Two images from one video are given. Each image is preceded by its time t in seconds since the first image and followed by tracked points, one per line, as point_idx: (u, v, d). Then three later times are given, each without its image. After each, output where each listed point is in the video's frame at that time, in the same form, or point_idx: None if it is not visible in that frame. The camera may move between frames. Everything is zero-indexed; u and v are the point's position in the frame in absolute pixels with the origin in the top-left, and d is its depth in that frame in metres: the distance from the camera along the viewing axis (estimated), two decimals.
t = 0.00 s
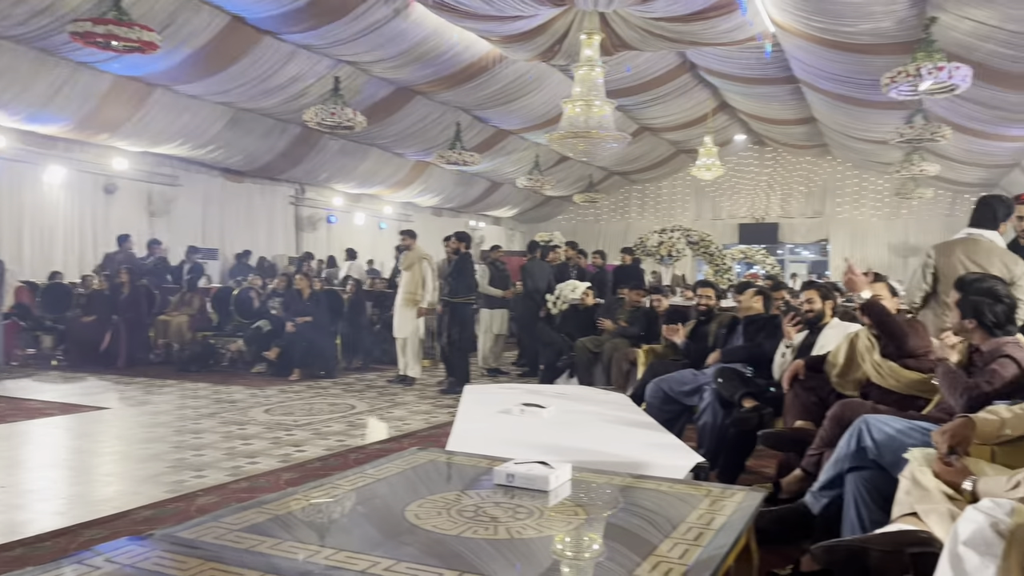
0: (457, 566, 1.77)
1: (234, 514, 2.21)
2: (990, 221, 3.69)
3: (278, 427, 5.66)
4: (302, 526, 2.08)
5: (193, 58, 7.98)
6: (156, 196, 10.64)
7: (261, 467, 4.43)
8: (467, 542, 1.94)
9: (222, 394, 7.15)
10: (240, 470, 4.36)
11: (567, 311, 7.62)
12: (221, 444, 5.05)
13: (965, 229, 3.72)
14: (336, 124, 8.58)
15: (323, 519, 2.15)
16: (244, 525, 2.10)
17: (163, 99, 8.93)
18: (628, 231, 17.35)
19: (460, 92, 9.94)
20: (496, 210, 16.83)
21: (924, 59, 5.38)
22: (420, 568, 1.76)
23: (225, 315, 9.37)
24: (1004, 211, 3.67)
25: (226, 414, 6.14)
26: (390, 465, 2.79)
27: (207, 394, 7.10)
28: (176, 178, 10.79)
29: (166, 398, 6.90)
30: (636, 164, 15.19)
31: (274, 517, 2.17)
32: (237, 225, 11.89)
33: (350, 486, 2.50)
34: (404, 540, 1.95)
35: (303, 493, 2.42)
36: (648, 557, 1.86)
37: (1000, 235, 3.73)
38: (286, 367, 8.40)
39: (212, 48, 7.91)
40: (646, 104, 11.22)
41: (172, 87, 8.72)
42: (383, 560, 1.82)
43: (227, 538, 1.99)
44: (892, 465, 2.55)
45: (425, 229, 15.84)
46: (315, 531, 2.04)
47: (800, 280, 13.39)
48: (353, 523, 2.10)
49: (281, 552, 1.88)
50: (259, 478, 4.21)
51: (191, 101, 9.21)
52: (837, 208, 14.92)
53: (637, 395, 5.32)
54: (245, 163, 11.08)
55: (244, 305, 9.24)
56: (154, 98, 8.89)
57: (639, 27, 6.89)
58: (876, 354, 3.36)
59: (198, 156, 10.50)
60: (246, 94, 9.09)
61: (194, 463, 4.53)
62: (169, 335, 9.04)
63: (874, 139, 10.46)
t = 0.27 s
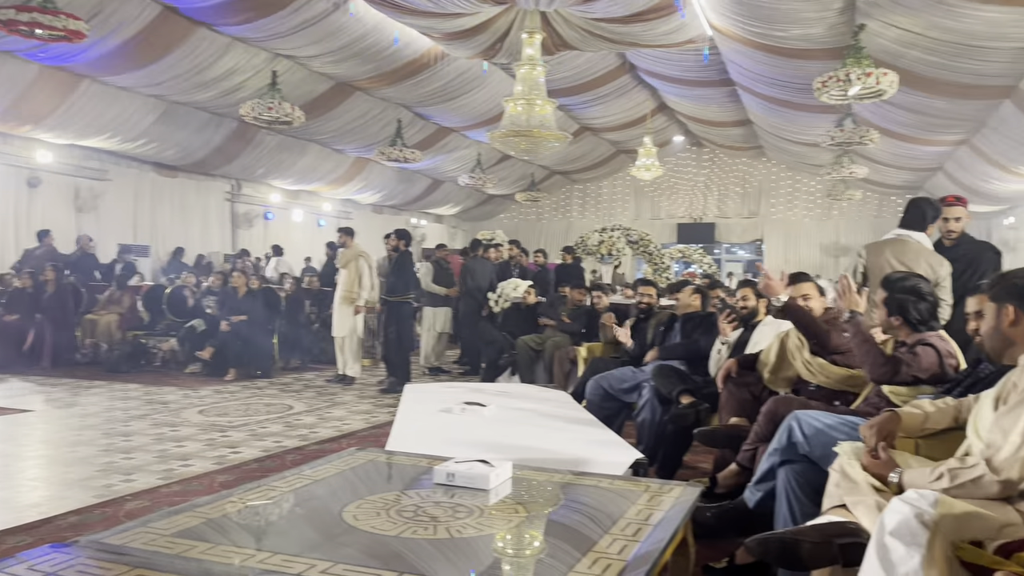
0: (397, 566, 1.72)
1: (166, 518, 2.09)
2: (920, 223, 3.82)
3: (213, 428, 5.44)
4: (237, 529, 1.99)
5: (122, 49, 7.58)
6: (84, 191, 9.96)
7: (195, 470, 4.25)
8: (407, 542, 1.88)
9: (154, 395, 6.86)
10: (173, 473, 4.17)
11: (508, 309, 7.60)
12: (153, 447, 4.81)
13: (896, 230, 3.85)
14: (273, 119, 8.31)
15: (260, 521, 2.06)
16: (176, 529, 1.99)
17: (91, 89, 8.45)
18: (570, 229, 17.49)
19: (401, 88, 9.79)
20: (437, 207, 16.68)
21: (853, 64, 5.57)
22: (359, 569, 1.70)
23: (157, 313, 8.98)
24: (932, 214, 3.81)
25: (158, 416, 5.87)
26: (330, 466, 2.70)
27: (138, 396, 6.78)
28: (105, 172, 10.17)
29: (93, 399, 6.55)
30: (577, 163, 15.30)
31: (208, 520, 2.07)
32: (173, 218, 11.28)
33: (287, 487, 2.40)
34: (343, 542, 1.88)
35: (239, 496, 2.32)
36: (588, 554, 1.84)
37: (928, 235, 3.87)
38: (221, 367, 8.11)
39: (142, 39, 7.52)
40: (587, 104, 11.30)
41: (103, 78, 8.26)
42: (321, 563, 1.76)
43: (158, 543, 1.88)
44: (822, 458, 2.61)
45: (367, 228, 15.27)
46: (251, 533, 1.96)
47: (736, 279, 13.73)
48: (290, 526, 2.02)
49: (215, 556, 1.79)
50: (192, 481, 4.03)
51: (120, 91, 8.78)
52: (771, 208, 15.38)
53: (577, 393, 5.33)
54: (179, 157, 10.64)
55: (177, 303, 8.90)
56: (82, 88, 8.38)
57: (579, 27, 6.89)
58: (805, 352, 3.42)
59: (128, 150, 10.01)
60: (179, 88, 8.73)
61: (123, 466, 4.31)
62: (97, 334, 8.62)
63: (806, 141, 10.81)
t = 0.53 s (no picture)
0: (336, 568, 1.66)
1: (93, 523, 1.98)
2: (855, 226, 3.94)
3: (144, 430, 5.20)
4: (170, 534, 1.90)
5: (45, 38, 7.11)
6: (8, 185, 9.37)
7: (125, 473, 4.04)
8: (346, 544, 1.82)
9: (80, 397, 6.52)
10: (101, 478, 3.96)
11: (451, 308, 7.54)
12: (79, 450, 4.57)
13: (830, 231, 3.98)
14: (209, 113, 7.99)
15: (194, 525, 1.97)
16: (105, 535, 1.89)
17: (15, 79, 7.97)
18: (512, 228, 17.52)
19: (342, 84, 9.58)
20: (379, 205, 16.44)
21: (788, 69, 5.74)
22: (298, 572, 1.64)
23: (85, 312, 8.55)
24: (866, 217, 3.93)
25: (85, 418, 5.58)
26: (266, 468, 2.61)
27: (64, 398, 6.43)
28: (29, 166, 9.63)
29: (13, 402, 6.18)
30: (520, 162, 15.33)
31: (138, 525, 1.97)
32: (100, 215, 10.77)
33: (224, 490, 2.30)
34: (280, 545, 1.81)
35: (172, 499, 2.21)
36: (530, 551, 1.82)
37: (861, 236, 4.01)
38: (153, 368, 7.77)
39: (68, 29, 7.07)
40: (529, 103, 11.32)
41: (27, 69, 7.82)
42: (257, 566, 1.69)
43: (83, 551, 1.77)
44: (758, 454, 2.66)
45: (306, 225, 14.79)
46: (185, 539, 1.87)
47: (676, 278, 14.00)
48: (226, 529, 1.93)
49: (145, 563, 1.70)
50: (122, 485, 3.83)
51: (46, 83, 8.30)
52: (709, 208, 15.74)
53: (520, 391, 5.32)
54: (107, 151, 10.15)
55: (105, 302, 8.50)
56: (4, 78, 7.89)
57: (522, 27, 6.81)
58: (740, 348, 3.49)
59: (53, 142, 9.49)
60: (108, 78, 8.28)
61: (46, 472, 4.07)
62: (19, 335, 8.12)
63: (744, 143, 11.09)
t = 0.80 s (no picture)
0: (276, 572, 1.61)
1: (17, 531, 1.87)
2: (794, 227, 4.04)
3: (74, 434, 4.95)
4: (103, 540, 1.81)
5: None
6: None
7: (53, 479, 3.84)
8: (287, 546, 1.77)
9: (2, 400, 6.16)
10: (27, 484, 3.75)
11: (395, 307, 7.45)
12: (2, 456, 4.31)
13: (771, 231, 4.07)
14: (144, 107, 7.65)
15: (128, 531, 1.88)
16: (30, 543, 1.78)
17: None
18: (457, 226, 17.45)
19: (283, 78, 9.34)
20: (321, 202, 16.11)
21: (728, 72, 5.86)
22: None
23: (9, 312, 8.10)
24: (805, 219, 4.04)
25: (9, 422, 5.28)
26: (204, 470, 2.51)
27: None
28: None
29: None
30: (465, 160, 15.26)
31: (67, 532, 1.87)
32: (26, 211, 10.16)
33: (160, 493, 2.21)
34: (218, 549, 1.75)
35: (105, 504, 2.11)
36: (473, 550, 1.80)
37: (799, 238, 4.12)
38: (83, 369, 7.42)
39: None
40: (474, 101, 11.27)
41: None
42: (194, 572, 1.62)
43: (5, 560, 1.67)
44: (698, 449, 2.71)
45: (245, 221, 14.55)
46: (118, 545, 1.78)
47: (621, 276, 14.19)
48: (162, 534, 1.85)
49: (76, 571, 1.62)
50: (50, 490, 3.63)
51: None
52: (651, 208, 16.01)
53: (464, 390, 5.30)
54: (35, 144, 9.57)
55: (30, 301, 8.08)
56: None
57: (466, 24, 6.85)
58: (676, 344, 3.55)
59: None
60: (36, 70, 7.79)
61: None
62: None
63: (686, 145, 11.31)
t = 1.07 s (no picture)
0: None
1: None
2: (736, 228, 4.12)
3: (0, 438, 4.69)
4: (32, 547, 1.72)
5: None
6: None
7: None
8: (227, 550, 1.71)
9: None
10: None
11: (341, 306, 7.32)
12: None
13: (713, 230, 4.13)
14: (79, 99, 7.31)
15: (59, 537, 1.80)
16: None
17: None
18: (405, 225, 17.28)
19: (224, 72, 9.08)
20: (264, 201, 15.68)
21: (673, 74, 5.95)
22: None
23: None
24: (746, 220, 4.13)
25: None
26: (141, 473, 2.41)
27: None
28: None
29: None
30: (412, 159, 15.12)
31: None
32: None
33: (93, 498, 2.11)
34: (155, 554, 1.67)
35: (35, 510, 2.00)
36: (419, 550, 1.77)
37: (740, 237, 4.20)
38: (9, 372, 7.03)
39: None
40: (421, 99, 11.19)
41: None
42: None
43: None
44: (643, 448, 2.73)
45: (186, 221, 13.78)
46: (49, 551, 1.70)
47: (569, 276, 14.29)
48: (96, 539, 1.77)
49: None
50: None
51: None
52: (598, 209, 16.18)
53: (411, 390, 5.24)
54: None
55: None
56: None
57: (413, 20, 6.87)
58: (625, 347, 3.59)
59: None
60: None
61: None
62: None
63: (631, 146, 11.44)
